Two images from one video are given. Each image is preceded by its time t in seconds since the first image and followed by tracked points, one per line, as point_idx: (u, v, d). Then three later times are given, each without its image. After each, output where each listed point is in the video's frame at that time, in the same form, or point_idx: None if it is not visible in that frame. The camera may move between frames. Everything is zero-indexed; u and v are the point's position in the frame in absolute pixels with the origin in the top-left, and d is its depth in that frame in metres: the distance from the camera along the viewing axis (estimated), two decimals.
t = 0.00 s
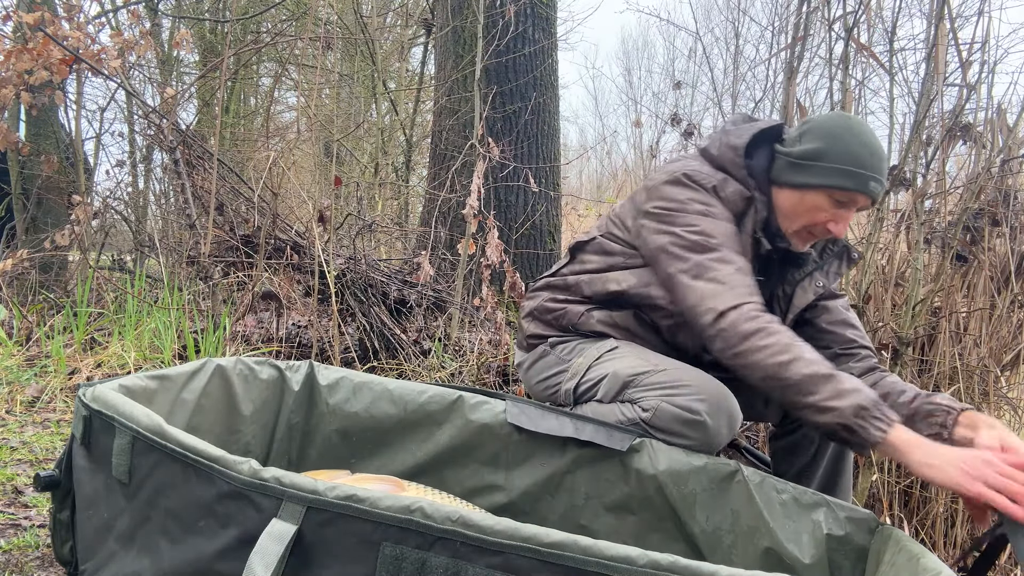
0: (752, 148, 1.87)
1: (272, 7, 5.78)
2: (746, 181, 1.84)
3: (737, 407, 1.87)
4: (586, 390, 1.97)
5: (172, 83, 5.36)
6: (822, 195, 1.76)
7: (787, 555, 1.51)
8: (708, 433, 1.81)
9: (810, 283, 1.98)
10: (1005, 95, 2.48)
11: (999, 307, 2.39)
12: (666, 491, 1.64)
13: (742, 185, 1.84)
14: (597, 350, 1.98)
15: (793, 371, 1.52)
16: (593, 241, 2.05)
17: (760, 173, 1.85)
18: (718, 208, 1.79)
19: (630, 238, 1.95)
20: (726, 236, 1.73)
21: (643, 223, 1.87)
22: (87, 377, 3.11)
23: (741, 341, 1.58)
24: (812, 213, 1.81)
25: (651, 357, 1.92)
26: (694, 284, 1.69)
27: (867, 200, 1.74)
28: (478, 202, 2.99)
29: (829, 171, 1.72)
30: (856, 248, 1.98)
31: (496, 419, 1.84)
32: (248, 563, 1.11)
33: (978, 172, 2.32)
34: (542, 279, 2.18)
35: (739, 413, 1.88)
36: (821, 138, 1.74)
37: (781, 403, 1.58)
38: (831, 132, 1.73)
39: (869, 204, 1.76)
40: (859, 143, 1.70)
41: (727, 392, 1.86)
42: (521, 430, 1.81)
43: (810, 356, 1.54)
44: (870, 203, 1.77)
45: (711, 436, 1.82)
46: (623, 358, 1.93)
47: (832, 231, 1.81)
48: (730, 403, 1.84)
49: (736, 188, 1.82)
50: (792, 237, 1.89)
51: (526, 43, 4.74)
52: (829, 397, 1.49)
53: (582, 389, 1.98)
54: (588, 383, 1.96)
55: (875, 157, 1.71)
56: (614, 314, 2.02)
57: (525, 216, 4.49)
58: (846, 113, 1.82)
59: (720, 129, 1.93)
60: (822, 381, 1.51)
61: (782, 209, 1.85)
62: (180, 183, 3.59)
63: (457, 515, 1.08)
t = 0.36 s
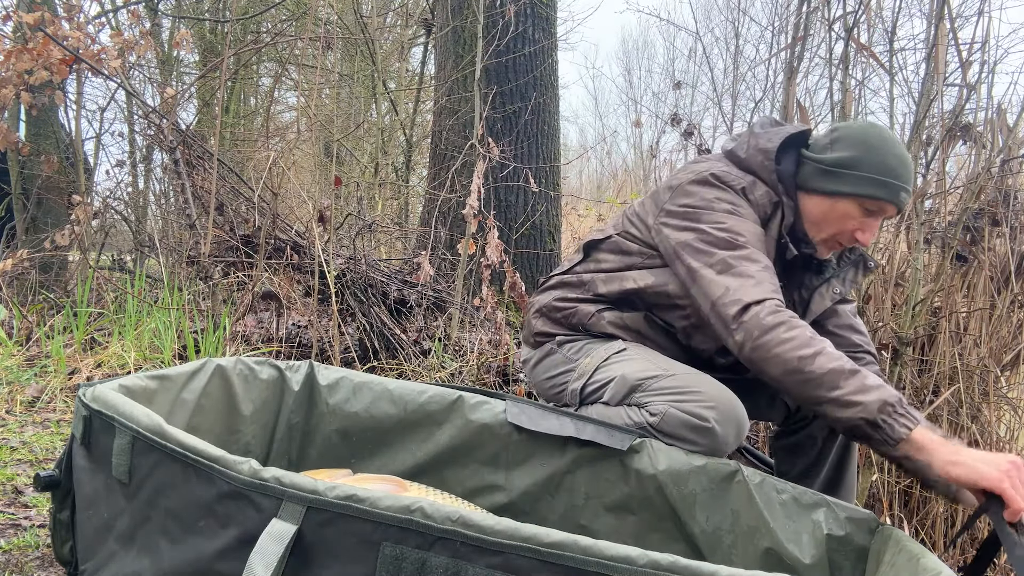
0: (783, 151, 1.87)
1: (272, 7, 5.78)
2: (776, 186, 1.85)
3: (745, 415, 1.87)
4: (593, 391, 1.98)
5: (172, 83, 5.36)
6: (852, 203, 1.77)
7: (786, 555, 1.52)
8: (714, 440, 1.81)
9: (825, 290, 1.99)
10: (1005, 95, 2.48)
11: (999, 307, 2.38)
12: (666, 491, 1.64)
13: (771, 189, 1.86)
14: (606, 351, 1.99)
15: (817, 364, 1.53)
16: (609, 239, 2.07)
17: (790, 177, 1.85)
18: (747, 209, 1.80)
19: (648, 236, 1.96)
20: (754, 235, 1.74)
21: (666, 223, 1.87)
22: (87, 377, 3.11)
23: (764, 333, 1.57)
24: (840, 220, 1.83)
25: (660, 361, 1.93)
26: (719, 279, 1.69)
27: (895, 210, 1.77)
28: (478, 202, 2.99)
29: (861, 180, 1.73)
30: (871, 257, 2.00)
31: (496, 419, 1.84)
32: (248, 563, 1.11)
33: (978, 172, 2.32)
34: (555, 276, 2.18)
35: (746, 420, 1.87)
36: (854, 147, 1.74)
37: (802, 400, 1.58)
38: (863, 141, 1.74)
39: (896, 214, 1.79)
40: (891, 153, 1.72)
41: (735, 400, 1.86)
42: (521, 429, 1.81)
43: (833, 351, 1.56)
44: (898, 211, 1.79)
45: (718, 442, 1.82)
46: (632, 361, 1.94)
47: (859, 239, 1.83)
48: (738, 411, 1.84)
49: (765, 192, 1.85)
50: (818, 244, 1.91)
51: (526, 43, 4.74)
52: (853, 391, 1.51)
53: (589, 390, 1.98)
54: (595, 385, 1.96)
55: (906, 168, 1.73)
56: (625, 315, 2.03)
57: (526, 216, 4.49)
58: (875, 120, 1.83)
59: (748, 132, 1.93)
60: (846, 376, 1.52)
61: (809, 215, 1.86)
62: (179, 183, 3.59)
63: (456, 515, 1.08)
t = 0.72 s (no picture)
0: (802, 150, 1.90)
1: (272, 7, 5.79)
2: (796, 185, 1.87)
3: (747, 419, 1.87)
4: (596, 391, 1.98)
5: (172, 83, 5.36)
6: (866, 199, 1.80)
7: (786, 555, 1.52)
8: (716, 443, 1.80)
9: (836, 294, 1.96)
10: (1005, 95, 2.48)
11: (998, 307, 2.37)
12: (666, 492, 1.64)
13: (789, 187, 1.88)
14: (610, 352, 1.99)
15: (815, 372, 1.53)
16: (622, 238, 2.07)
17: (808, 175, 1.88)
18: (764, 213, 1.80)
19: (662, 235, 1.96)
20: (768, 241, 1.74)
21: (682, 221, 1.86)
22: (87, 377, 3.11)
23: (762, 344, 1.57)
24: (854, 217, 1.85)
25: (664, 363, 1.93)
26: (727, 288, 1.68)
27: (908, 208, 1.80)
28: (478, 202, 2.99)
29: (876, 176, 1.76)
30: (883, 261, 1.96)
31: (495, 419, 1.84)
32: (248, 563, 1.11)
33: (978, 172, 2.32)
34: (565, 274, 2.18)
35: (748, 424, 1.87)
36: (869, 144, 1.78)
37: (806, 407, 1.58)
38: (878, 139, 1.78)
39: (909, 212, 1.82)
40: (905, 151, 1.75)
41: (739, 403, 1.85)
42: (522, 429, 1.80)
43: (831, 356, 1.56)
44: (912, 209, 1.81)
45: (720, 446, 1.82)
46: (636, 362, 1.94)
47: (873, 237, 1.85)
48: (741, 414, 1.84)
49: (783, 194, 1.85)
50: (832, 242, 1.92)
51: (526, 43, 4.74)
52: (853, 396, 1.52)
53: (592, 390, 1.98)
54: (599, 385, 1.96)
55: (919, 166, 1.77)
56: (633, 316, 2.03)
57: (526, 216, 4.49)
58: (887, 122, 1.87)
59: (769, 133, 1.95)
60: (846, 381, 1.52)
61: (825, 212, 1.88)
62: (179, 183, 3.59)
63: (457, 515, 1.08)
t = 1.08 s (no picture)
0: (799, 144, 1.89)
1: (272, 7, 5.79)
2: (794, 177, 1.86)
3: (752, 420, 1.87)
4: (600, 391, 1.97)
5: (172, 83, 5.36)
6: (862, 188, 1.79)
7: (786, 555, 1.52)
8: (721, 444, 1.81)
9: (835, 289, 1.98)
10: (1005, 95, 2.47)
11: (998, 308, 2.35)
12: (666, 492, 1.64)
13: (788, 181, 1.87)
14: (614, 353, 1.99)
15: (815, 367, 1.55)
16: (623, 236, 2.06)
17: (804, 166, 1.87)
18: (765, 212, 1.79)
19: (664, 235, 1.95)
20: (770, 241, 1.74)
21: (684, 218, 1.85)
22: (87, 377, 3.11)
23: (761, 347, 1.59)
24: (850, 207, 1.84)
25: (668, 364, 1.93)
26: (732, 290, 1.68)
27: (904, 197, 1.79)
28: (478, 202, 2.99)
29: (871, 164, 1.75)
30: (881, 256, 1.96)
31: (496, 419, 1.84)
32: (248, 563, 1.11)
33: (978, 172, 2.32)
34: (566, 275, 2.18)
35: (752, 425, 1.88)
36: (863, 134, 1.78)
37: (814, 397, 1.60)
38: (872, 129, 1.78)
39: (905, 202, 1.81)
40: (900, 140, 1.75)
41: (743, 405, 1.86)
42: (523, 429, 1.81)
43: (829, 347, 1.56)
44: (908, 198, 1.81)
45: (725, 447, 1.82)
46: (639, 363, 1.94)
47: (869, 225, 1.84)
48: (745, 415, 1.84)
49: (782, 189, 1.84)
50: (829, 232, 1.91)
51: (526, 43, 4.74)
52: (857, 383, 1.52)
53: (595, 391, 1.98)
54: (603, 386, 1.96)
55: (914, 155, 1.76)
56: (637, 317, 2.02)
57: (526, 216, 4.49)
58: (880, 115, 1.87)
59: (767, 129, 1.95)
60: (846, 371, 1.53)
61: (821, 203, 1.87)
62: (179, 183, 3.59)
63: (456, 515, 1.08)
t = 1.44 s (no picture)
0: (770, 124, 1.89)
1: (272, 8, 5.79)
2: (768, 156, 1.87)
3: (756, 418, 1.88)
4: (600, 395, 1.93)
5: (172, 83, 5.37)
6: (834, 165, 1.82)
7: (786, 555, 1.52)
8: (732, 448, 1.81)
9: (812, 265, 1.96)
10: (1005, 94, 2.46)
11: (999, 307, 2.37)
12: (666, 491, 1.64)
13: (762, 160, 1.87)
14: (613, 354, 1.94)
15: (793, 329, 1.55)
16: (598, 223, 2.02)
17: (777, 145, 1.88)
18: (741, 188, 1.78)
19: (642, 219, 1.94)
20: (747, 219, 1.72)
21: (661, 200, 1.82)
22: (87, 377, 3.11)
23: (743, 317, 1.57)
24: (822, 184, 1.87)
25: (670, 365, 1.90)
26: (712, 266, 1.65)
27: (872, 172, 1.83)
28: (478, 202, 2.99)
29: (842, 142, 1.78)
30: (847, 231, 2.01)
31: (496, 418, 1.84)
32: (248, 563, 1.11)
33: (978, 172, 2.32)
34: (544, 269, 2.10)
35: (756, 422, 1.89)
36: (831, 113, 1.80)
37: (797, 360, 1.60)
38: (838, 108, 1.81)
39: (873, 176, 1.85)
40: (866, 116, 1.78)
41: (748, 404, 1.87)
42: (523, 429, 1.81)
43: (806, 305, 1.57)
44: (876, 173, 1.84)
45: (734, 449, 1.82)
46: (643, 365, 1.90)
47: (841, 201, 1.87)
48: (751, 414, 1.85)
49: (757, 167, 1.84)
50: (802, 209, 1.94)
51: (526, 43, 4.75)
52: (840, 336, 1.53)
53: (595, 394, 1.94)
54: (605, 389, 1.92)
55: (880, 131, 1.80)
56: (629, 313, 1.99)
57: (526, 216, 4.49)
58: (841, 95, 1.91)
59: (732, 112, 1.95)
60: (829, 324, 1.54)
61: (795, 182, 1.89)
62: (180, 183, 3.59)
63: (456, 515, 1.08)
